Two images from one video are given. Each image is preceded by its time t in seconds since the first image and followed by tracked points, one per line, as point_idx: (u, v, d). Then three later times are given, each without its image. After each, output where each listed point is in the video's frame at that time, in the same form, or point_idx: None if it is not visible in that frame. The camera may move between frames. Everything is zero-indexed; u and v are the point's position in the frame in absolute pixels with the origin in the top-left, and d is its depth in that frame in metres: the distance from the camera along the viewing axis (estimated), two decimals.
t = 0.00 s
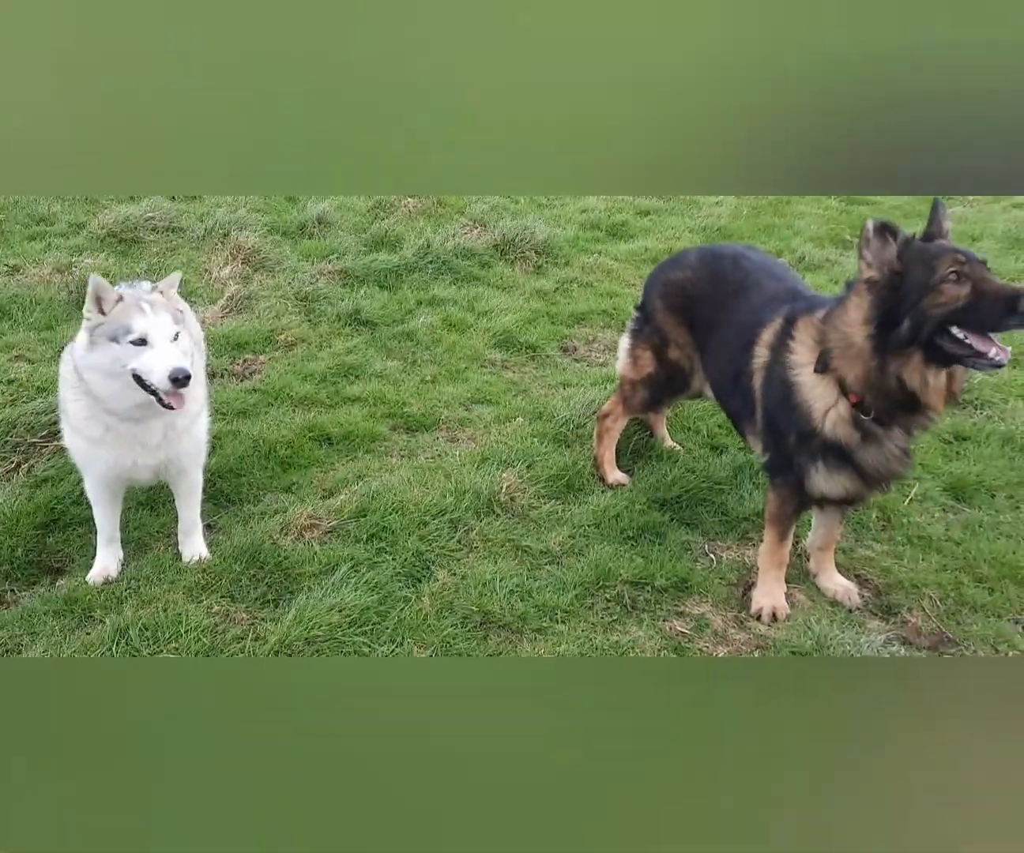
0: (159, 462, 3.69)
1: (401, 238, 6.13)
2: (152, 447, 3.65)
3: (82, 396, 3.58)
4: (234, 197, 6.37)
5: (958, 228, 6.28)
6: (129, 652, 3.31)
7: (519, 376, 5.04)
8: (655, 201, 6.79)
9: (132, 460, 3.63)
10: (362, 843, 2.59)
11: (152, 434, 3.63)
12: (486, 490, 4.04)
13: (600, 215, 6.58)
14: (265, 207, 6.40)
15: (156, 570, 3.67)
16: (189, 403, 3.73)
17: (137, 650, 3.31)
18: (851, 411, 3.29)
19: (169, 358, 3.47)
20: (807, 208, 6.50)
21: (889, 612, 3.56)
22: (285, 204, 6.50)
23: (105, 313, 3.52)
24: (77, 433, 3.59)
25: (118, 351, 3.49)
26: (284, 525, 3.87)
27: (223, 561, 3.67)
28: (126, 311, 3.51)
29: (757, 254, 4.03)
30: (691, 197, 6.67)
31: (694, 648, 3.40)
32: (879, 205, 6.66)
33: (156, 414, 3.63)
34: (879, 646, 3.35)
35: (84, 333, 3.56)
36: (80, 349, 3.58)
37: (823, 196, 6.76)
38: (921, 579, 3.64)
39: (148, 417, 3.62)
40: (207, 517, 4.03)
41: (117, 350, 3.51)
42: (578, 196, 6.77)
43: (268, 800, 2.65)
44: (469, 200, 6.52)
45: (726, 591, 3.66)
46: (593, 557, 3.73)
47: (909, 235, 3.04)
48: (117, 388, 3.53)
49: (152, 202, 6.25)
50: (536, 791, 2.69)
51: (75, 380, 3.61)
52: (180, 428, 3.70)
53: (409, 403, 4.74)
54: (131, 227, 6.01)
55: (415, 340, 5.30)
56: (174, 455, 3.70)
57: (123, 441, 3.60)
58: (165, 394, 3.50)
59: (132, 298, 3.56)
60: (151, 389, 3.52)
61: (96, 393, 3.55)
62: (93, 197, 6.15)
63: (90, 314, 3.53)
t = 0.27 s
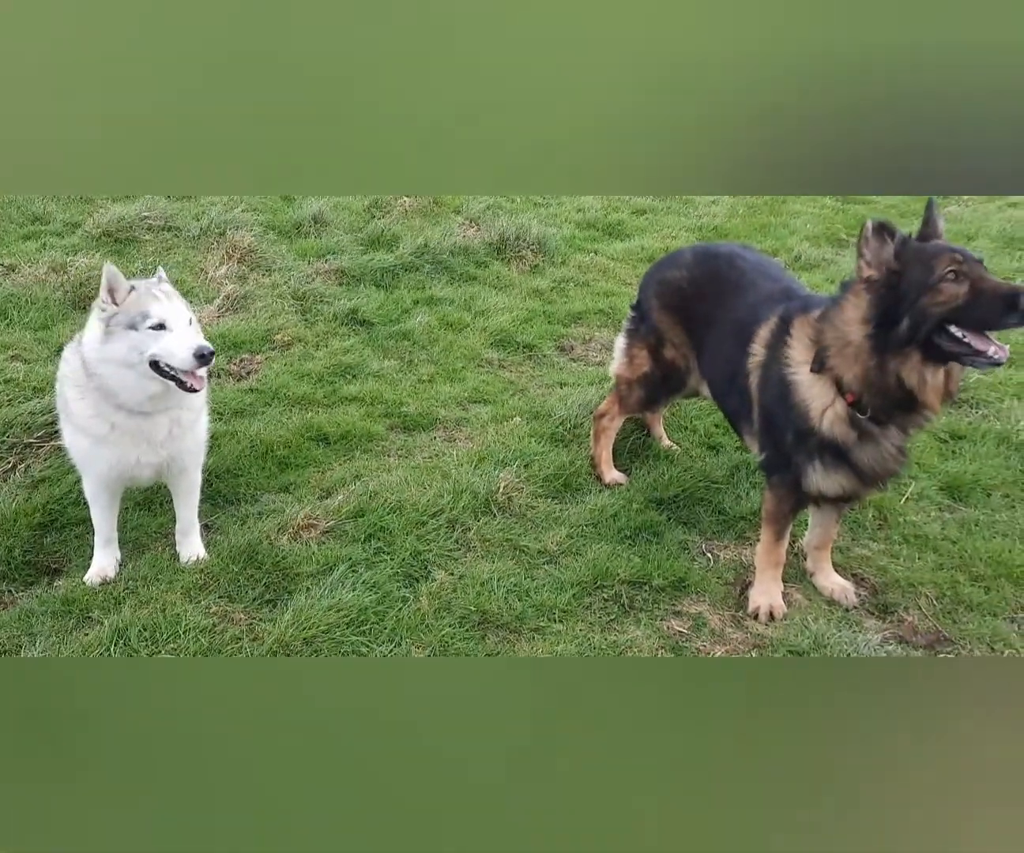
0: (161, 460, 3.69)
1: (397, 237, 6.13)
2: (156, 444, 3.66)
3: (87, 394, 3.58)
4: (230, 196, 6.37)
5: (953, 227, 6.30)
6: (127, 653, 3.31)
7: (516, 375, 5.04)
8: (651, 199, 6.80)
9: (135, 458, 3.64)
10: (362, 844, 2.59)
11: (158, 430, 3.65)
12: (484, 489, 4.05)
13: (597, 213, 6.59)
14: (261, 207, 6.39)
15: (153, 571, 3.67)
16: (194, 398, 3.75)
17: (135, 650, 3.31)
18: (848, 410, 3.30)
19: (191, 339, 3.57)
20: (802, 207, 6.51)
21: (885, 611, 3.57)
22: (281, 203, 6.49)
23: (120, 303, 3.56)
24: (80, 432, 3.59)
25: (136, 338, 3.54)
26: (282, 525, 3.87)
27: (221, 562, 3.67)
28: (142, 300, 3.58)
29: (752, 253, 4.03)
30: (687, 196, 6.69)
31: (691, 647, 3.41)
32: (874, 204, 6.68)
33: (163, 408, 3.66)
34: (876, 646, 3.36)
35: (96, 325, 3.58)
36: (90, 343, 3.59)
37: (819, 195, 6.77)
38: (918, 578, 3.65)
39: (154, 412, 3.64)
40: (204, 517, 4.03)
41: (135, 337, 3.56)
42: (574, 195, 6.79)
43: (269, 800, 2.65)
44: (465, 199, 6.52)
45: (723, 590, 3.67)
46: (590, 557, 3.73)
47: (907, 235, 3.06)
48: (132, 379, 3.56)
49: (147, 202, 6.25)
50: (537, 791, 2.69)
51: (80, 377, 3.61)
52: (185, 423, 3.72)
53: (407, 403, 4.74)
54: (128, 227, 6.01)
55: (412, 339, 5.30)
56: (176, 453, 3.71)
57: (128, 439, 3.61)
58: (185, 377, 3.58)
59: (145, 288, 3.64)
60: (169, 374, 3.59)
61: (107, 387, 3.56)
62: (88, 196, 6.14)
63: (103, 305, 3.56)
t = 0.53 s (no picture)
0: (165, 459, 3.70)
1: (397, 238, 6.14)
2: (161, 442, 3.68)
3: (93, 393, 3.60)
4: (230, 197, 6.38)
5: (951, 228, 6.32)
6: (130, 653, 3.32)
7: (517, 376, 5.05)
8: (650, 200, 6.81)
9: (139, 457, 3.65)
10: (367, 842, 2.60)
11: (163, 428, 3.66)
12: (485, 489, 4.06)
13: (596, 215, 6.61)
14: (261, 208, 6.41)
15: (156, 571, 3.67)
16: (198, 397, 3.77)
17: (138, 650, 3.32)
18: (851, 409, 3.31)
19: (201, 331, 3.60)
20: (801, 209, 6.53)
21: (885, 610, 3.58)
22: (281, 204, 6.51)
23: (128, 298, 3.59)
24: (84, 433, 3.60)
25: (146, 332, 3.57)
26: (283, 525, 3.88)
27: (223, 562, 3.68)
28: (150, 294, 3.61)
29: (753, 254, 4.05)
30: (686, 197, 6.70)
31: (692, 646, 3.42)
32: (873, 205, 6.70)
33: (167, 407, 3.67)
34: (876, 645, 3.38)
35: (104, 321, 3.60)
36: (97, 339, 3.61)
37: (817, 196, 6.79)
38: (917, 577, 3.67)
39: (160, 410, 3.66)
40: (206, 518, 4.04)
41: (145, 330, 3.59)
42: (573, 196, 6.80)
43: (275, 799, 2.66)
44: (465, 200, 6.54)
45: (724, 590, 3.68)
46: (591, 556, 3.75)
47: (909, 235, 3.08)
48: (141, 373, 3.59)
49: (148, 203, 6.26)
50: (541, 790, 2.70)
51: (86, 376, 3.63)
52: (190, 422, 3.73)
53: (407, 403, 4.75)
54: (128, 228, 6.03)
55: (412, 340, 5.31)
56: (180, 452, 3.72)
57: (132, 437, 3.62)
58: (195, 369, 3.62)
59: (153, 283, 3.67)
60: (179, 367, 3.63)
61: (114, 384, 3.58)
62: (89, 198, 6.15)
63: (112, 300, 3.59)
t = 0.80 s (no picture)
0: (166, 459, 3.70)
1: (397, 238, 6.14)
2: (162, 441, 3.67)
3: (94, 391, 3.60)
4: (230, 198, 6.38)
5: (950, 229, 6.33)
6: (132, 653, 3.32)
7: (517, 376, 5.05)
8: (649, 201, 6.82)
9: (140, 455, 3.65)
10: (369, 842, 2.60)
11: (163, 426, 3.66)
12: (486, 489, 4.06)
13: (596, 215, 6.61)
14: (262, 208, 6.41)
15: (157, 571, 3.67)
16: (199, 395, 3.78)
17: (139, 650, 3.32)
18: (853, 410, 3.32)
19: (204, 324, 3.62)
20: (801, 209, 6.54)
21: (886, 610, 3.59)
22: (281, 204, 6.51)
23: (131, 292, 3.59)
24: (85, 431, 3.59)
25: (149, 326, 3.58)
26: (284, 525, 3.88)
27: (224, 561, 3.69)
28: (152, 289, 3.62)
29: (754, 254, 4.05)
30: (685, 197, 6.71)
31: (693, 646, 3.42)
32: (872, 205, 6.71)
33: (168, 405, 3.67)
34: (877, 645, 3.38)
35: (106, 314, 3.59)
36: (99, 332, 3.61)
37: (817, 197, 6.80)
38: (918, 578, 3.67)
39: (161, 407, 3.66)
40: (207, 518, 4.04)
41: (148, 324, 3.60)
42: (573, 196, 6.80)
43: (279, 799, 2.66)
44: (465, 201, 6.54)
45: (724, 590, 3.68)
46: (592, 556, 3.75)
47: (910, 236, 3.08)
48: (143, 367, 3.60)
49: (148, 203, 6.27)
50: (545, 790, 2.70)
51: (87, 374, 3.62)
52: (191, 420, 3.73)
53: (408, 404, 4.75)
54: (127, 228, 6.03)
55: (413, 340, 5.31)
56: (181, 450, 3.72)
57: (133, 436, 3.62)
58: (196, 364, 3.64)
59: (155, 278, 3.67)
60: (181, 360, 3.64)
61: (116, 379, 3.58)
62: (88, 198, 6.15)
63: (114, 293, 3.59)
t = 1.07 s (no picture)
0: (164, 457, 3.70)
1: (396, 238, 6.14)
2: (160, 438, 3.67)
3: (92, 388, 3.59)
4: (229, 197, 6.38)
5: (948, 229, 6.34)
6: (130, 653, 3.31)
7: (516, 375, 5.05)
8: (648, 201, 6.82)
9: (138, 453, 3.64)
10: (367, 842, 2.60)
11: (162, 423, 3.65)
12: (485, 489, 4.06)
13: (595, 215, 6.61)
14: (260, 207, 6.40)
15: (156, 570, 3.67)
16: (197, 393, 3.77)
17: (138, 650, 3.31)
18: (854, 410, 3.32)
19: (202, 321, 3.61)
20: (799, 209, 6.54)
21: (885, 611, 3.59)
22: (280, 203, 6.50)
23: (129, 289, 3.59)
24: (83, 429, 3.59)
25: (147, 323, 3.58)
26: (283, 525, 3.87)
27: (222, 561, 3.68)
28: (150, 286, 3.62)
29: (753, 254, 4.05)
30: (685, 197, 6.71)
31: (692, 646, 3.42)
32: (871, 206, 6.71)
33: (166, 403, 3.67)
34: (875, 645, 3.38)
35: (105, 310, 3.60)
36: (97, 329, 3.61)
37: (816, 197, 6.81)
38: (917, 578, 3.67)
39: (159, 404, 3.65)
40: (205, 517, 4.03)
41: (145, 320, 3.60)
42: (572, 196, 6.80)
43: (281, 800, 2.65)
44: (464, 200, 6.54)
45: (724, 589, 3.68)
46: (591, 556, 3.75)
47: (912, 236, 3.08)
48: (141, 364, 3.60)
49: (146, 202, 6.26)
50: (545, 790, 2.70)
51: (84, 371, 3.62)
52: (190, 418, 3.73)
53: (407, 403, 4.75)
54: (126, 227, 6.02)
55: (412, 339, 5.31)
56: (179, 448, 3.72)
57: (132, 433, 3.62)
58: (193, 362, 3.62)
59: (153, 274, 3.67)
60: (179, 357, 3.63)
61: (114, 376, 3.58)
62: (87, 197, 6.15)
63: (112, 290, 3.59)
